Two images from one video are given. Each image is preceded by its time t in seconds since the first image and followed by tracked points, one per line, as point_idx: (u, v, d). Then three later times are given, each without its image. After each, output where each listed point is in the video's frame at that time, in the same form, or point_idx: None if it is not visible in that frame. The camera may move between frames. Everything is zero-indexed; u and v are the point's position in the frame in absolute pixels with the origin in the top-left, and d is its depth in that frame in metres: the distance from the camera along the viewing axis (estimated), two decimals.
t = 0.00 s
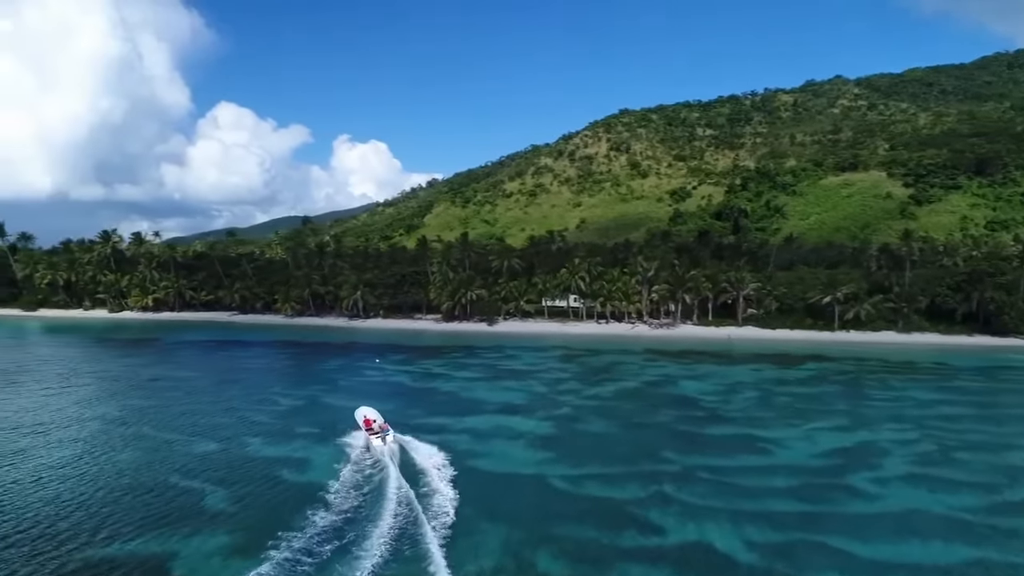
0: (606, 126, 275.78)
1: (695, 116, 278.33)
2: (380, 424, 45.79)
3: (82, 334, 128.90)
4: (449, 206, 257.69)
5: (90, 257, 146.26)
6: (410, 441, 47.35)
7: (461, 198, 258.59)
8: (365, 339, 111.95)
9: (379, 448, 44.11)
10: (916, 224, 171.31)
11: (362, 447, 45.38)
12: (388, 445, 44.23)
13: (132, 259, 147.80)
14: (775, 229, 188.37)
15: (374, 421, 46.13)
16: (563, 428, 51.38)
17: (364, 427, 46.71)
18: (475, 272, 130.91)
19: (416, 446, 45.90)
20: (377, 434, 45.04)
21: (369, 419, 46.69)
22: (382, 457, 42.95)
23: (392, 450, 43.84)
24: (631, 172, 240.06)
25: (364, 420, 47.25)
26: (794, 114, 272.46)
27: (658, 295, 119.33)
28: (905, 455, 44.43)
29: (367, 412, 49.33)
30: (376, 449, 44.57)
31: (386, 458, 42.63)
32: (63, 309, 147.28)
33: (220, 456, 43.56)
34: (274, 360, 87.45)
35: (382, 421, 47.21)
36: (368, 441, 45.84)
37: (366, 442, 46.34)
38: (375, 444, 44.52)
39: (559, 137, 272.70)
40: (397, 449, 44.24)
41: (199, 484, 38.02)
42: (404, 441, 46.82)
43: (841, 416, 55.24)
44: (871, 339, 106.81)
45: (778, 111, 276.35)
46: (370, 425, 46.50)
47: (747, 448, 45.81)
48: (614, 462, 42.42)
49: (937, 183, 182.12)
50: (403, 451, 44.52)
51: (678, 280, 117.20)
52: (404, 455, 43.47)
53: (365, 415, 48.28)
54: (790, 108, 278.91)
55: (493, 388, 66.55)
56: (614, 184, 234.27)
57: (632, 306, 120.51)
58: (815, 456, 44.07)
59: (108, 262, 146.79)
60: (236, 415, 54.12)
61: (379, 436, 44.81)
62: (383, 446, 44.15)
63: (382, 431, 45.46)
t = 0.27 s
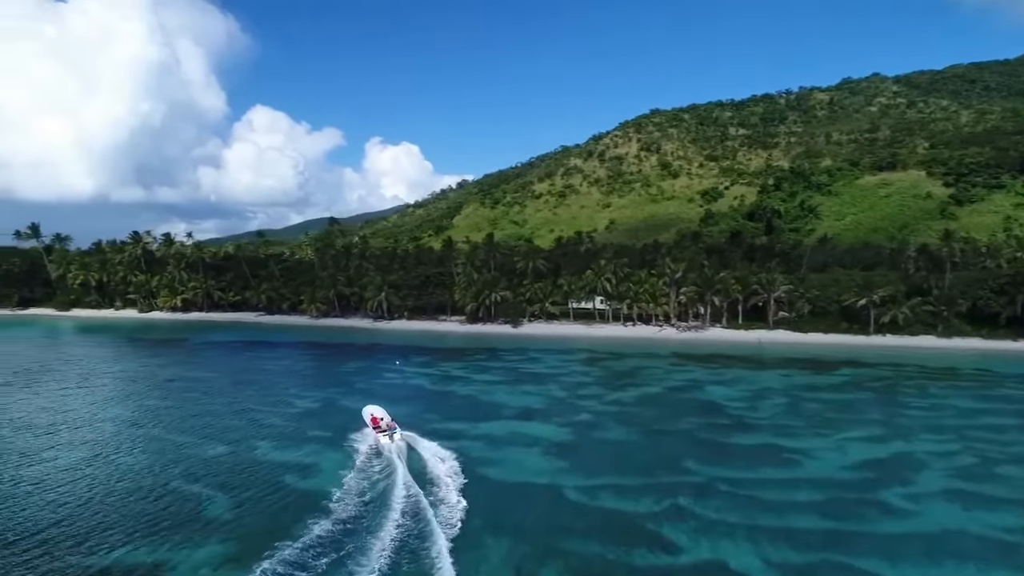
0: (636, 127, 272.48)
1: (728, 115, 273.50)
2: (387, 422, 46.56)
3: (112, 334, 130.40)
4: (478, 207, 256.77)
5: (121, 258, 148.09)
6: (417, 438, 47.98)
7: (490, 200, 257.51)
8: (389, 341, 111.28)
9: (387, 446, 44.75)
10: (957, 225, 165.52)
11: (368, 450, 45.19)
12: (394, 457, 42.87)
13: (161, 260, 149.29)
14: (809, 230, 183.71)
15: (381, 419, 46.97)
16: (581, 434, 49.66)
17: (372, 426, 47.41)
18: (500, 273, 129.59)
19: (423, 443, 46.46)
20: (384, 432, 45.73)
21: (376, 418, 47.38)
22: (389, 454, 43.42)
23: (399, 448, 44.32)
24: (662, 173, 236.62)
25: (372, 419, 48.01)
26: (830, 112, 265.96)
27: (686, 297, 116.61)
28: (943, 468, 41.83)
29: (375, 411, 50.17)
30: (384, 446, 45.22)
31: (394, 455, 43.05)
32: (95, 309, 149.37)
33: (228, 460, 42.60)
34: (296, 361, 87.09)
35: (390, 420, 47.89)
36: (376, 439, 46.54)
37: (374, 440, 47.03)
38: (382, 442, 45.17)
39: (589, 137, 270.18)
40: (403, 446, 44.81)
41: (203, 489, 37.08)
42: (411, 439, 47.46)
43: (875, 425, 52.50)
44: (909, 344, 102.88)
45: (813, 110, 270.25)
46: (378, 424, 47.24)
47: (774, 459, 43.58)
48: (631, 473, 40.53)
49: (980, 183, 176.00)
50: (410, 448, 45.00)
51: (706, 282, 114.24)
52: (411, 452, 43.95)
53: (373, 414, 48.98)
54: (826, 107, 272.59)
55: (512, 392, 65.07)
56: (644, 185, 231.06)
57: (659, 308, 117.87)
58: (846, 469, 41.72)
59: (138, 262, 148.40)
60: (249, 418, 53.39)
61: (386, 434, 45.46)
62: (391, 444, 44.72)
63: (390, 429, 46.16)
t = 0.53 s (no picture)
0: (663, 127, 269.34)
1: (757, 114, 268.93)
2: (393, 421, 47.15)
3: (137, 334, 131.69)
4: (503, 208, 255.66)
5: (147, 258, 149.53)
6: (423, 436, 48.67)
7: (515, 200, 256.28)
8: (409, 342, 110.66)
9: (393, 443, 45.45)
10: (994, 225, 160.39)
11: (374, 455, 44.01)
12: (402, 464, 41.73)
13: (187, 261, 150.42)
14: (840, 230, 179.51)
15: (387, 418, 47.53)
16: (597, 441, 48.19)
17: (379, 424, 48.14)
18: (521, 275, 128.37)
19: (428, 442, 47.17)
20: (390, 430, 46.46)
21: (383, 417, 48.11)
22: (395, 452, 44.13)
23: (405, 446, 45.05)
24: (688, 173, 233.38)
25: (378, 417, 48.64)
26: (862, 111, 260.30)
27: (711, 299, 114.19)
28: (979, 482, 39.60)
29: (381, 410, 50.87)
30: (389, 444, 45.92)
31: (400, 453, 43.74)
32: (123, 309, 151.13)
33: (234, 464, 41.81)
34: (314, 362, 86.74)
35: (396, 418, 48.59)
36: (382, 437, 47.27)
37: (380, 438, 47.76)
38: (389, 439, 45.89)
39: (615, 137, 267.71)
40: (410, 445, 45.52)
41: (205, 494, 36.29)
42: (417, 437, 48.16)
43: (906, 434, 50.24)
44: (943, 348, 99.42)
45: (844, 108, 264.64)
46: (385, 422, 47.96)
47: (799, 469, 41.69)
48: (647, 482, 39.01)
49: (1019, 182, 170.51)
50: (416, 447, 45.74)
51: (731, 284, 111.80)
52: (417, 450, 44.66)
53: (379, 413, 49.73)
54: (858, 105, 266.78)
55: (529, 396, 63.78)
56: (671, 185, 228.12)
57: (683, 310, 115.76)
58: (875, 481, 39.69)
59: (164, 263, 149.64)
60: (262, 420, 52.80)
61: (392, 432, 46.21)
62: (397, 442, 45.44)
63: (396, 427, 46.91)
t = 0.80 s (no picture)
0: (694, 126, 265.31)
1: (791, 113, 263.40)
2: (401, 421, 47.34)
3: (164, 334, 132.89)
4: (532, 209, 254.04)
5: (177, 259, 151.06)
6: (430, 434, 49.03)
7: (543, 201, 254.44)
8: (432, 344, 109.67)
9: (401, 441, 45.85)
10: None
11: (381, 461, 42.57)
12: (411, 471, 40.25)
13: (215, 261, 151.59)
14: (877, 231, 174.41)
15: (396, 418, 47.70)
16: (615, 448, 46.29)
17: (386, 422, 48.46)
18: (546, 276, 126.68)
19: (435, 439, 47.61)
20: (398, 429, 46.80)
21: (390, 415, 48.43)
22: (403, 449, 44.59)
23: (413, 444, 45.42)
24: (720, 173, 229.29)
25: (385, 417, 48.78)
26: (901, 109, 253.22)
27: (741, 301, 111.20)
28: None
29: (387, 408, 51.02)
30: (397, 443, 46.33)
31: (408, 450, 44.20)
32: (152, 309, 152.99)
33: (241, 468, 40.76)
34: (335, 363, 86.13)
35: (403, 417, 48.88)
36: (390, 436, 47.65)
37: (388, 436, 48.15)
38: (396, 438, 46.25)
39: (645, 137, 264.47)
40: (418, 443, 45.85)
41: (207, 501, 35.23)
42: (424, 435, 48.52)
43: (944, 446, 47.38)
44: (985, 353, 95.21)
45: (882, 106, 257.85)
46: (392, 420, 48.27)
47: (828, 483, 39.30)
48: (664, 495, 37.01)
49: None
50: (424, 445, 46.18)
51: (762, 286, 108.65)
52: (425, 449, 45.08)
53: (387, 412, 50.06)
54: (896, 103, 259.76)
55: (548, 400, 62.10)
56: (702, 185, 224.28)
57: (711, 312, 112.93)
58: (910, 497, 37.17)
59: (192, 263, 151.03)
60: (273, 422, 51.93)
61: (399, 431, 46.55)
62: (405, 440, 45.83)
63: (404, 426, 47.26)
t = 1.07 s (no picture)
0: (725, 126, 261.09)
1: (825, 111, 257.71)
2: (408, 417, 47.35)
3: (191, 334, 133.91)
4: (560, 210, 252.06)
5: (204, 259, 152.33)
6: (436, 434, 49.06)
7: (571, 202, 252.27)
8: (455, 345, 108.60)
9: (409, 440, 45.82)
10: None
11: (389, 466, 41.26)
12: (418, 477, 38.88)
13: (241, 262, 152.52)
14: (914, 231, 169.18)
15: (402, 415, 47.62)
16: (634, 457, 44.48)
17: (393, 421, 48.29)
18: (570, 277, 124.95)
19: (441, 439, 47.71)
20: (406, 427, 46.69)
21: (397, 413, 48.24)
22: (410, 447, 44.86)
23: (421, 443, 45.53)
24: (751, 172, 224.95)
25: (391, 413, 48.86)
26: (940, 106, 246.11)
27: (771, 303, 108.21)
28: None
29: (393, 407, 51.26)
30: (405, 441, 46.30)
31: (415, 448, 44.48)
32: (180, 309, 154.59)
33: (247, 472, 39.95)
34: (355, 365, 85.51)
35: (410, 415, 48.79)
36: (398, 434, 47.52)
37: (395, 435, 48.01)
38: (404, 437, 46.15)
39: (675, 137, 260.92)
40: (425, 441, 46.06)
41: (208, 507, 34.42)
42: (431, 434, 48.48)
43: (985, 459, 44.64)
44: None
45: (920, 103, 250.85)
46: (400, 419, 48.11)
47: (858, 498, 37.05)
48: (683, 509, 35.10)
49: None
50: (430, 443, 46.38)
51: (792, 287, 105.58)
52: (432, 446, 45.34)
53: (393, 411, 49.94)
54: (935, 100, 252.51)
55: (567, 404, 60.43)
56: (732, 185, 220.33)
57: (739, 315, 110.14)
58: (946, 515, 34.83)
59: (219, 264, 152.21)
60: (285, 424, 51.16)
61: (407, 429, 46.50)
62: (413, 438, 45.79)
63: (411, 424, 47.15)
